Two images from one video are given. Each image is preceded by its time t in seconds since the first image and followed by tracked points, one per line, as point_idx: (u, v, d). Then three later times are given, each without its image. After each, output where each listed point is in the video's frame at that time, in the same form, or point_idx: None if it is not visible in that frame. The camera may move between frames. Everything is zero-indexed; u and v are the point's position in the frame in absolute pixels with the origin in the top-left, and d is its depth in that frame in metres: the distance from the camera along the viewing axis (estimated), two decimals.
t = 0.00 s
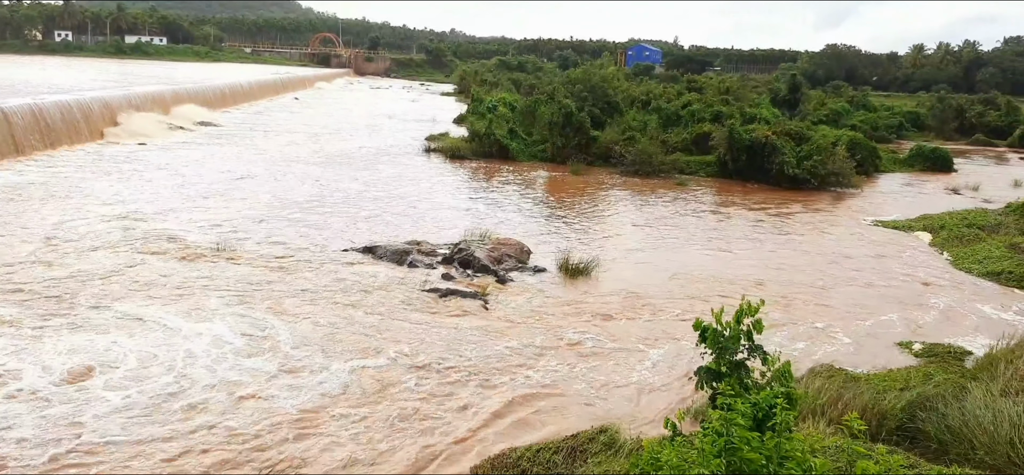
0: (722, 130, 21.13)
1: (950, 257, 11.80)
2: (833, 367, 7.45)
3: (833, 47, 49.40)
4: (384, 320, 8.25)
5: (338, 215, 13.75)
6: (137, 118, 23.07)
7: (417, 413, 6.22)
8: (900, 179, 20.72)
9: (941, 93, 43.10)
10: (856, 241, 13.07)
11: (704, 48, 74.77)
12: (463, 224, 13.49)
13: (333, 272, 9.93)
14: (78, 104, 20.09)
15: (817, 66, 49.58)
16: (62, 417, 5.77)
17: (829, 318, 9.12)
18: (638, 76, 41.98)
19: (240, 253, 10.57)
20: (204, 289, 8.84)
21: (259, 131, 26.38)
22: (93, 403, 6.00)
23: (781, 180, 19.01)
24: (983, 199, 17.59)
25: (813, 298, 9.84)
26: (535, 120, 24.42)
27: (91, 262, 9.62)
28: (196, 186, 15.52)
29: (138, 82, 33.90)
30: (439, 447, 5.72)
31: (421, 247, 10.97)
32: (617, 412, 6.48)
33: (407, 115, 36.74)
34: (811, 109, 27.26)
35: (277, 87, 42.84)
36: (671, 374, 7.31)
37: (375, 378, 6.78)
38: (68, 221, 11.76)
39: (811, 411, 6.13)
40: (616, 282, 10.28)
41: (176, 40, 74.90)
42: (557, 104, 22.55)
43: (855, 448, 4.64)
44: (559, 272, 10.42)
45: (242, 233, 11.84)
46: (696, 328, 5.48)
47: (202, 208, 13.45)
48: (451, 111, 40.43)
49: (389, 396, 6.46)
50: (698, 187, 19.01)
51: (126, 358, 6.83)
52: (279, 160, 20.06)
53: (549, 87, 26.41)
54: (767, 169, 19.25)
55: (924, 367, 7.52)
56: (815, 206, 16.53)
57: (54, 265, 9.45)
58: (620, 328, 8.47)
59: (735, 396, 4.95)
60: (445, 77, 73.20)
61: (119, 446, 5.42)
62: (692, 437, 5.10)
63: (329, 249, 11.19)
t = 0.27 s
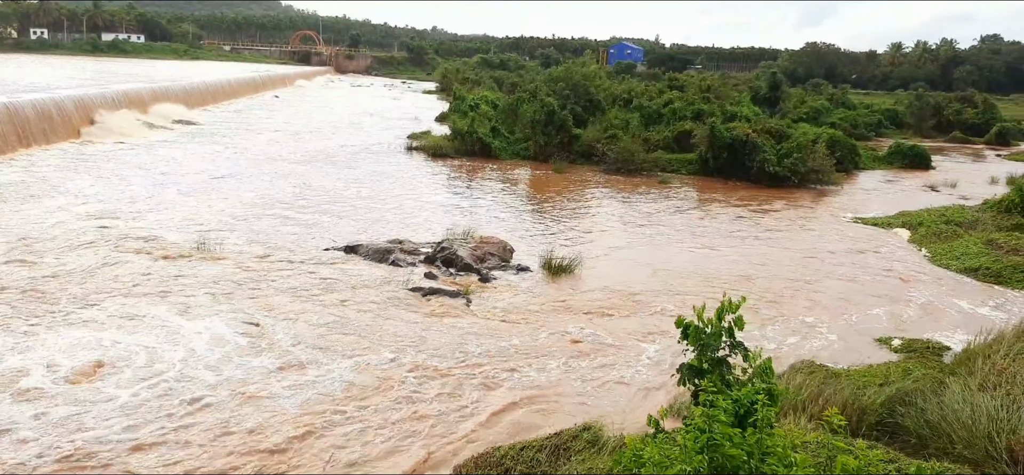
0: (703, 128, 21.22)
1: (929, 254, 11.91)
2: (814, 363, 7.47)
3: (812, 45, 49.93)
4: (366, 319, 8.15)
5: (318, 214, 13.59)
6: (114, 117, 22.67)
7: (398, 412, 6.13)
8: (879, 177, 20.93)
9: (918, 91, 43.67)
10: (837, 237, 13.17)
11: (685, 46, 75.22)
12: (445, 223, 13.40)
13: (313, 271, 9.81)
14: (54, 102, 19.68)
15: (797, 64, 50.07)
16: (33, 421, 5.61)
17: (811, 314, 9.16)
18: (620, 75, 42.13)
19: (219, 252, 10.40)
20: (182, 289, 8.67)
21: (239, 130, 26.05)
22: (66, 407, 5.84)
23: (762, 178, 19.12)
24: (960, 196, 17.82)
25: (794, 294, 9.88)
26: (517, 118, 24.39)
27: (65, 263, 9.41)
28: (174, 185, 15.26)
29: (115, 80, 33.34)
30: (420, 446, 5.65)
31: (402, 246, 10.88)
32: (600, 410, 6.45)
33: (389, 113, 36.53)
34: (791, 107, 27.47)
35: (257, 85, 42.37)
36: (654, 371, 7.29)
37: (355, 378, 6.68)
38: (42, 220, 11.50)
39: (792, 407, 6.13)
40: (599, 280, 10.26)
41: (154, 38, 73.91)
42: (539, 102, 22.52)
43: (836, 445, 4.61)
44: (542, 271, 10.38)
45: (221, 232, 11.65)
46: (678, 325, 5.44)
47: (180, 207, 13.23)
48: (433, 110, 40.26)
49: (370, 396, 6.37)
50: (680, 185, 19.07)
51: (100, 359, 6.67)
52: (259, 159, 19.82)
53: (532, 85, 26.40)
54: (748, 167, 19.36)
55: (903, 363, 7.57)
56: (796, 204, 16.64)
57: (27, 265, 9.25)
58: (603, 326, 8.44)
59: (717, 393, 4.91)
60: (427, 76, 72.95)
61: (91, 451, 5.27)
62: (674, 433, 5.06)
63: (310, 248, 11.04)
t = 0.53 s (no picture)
0: (684, 125, 21.29)
1: (908, 250, 12.04)
2: (796, 359, 7.51)
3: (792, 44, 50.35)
4: (347, 319, 8.06)
5: (299, 213, 13.43)
6: (91, 115, 22.26)
7: (380, 412, 6.06)
8: (858, 174, 21.15)
9: (896, 89, 44.21)
10: (817, 235, 13.26)
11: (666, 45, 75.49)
12: (427, 222, 13.30)
13: (294, 271, 9.68)
14: (28, 101, 19.27)
15: (777, 62, 50.46)
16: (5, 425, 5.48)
17: (793, 311, 9.20)
18: (602, 73, 42.18)
19: (198, 252, 10.23)
20: (160, 290, 8.52)
21: (218, 128, 25.71)
22: (40, 411, 5.70)
23: (743, 175, 19.22)
24: (937, 193, 18.05)
25: (775, 291, 9.93)
26: (499, 116, 24.32)
27: (39, 264, 9.21)
28: (151, 184, 15.01)
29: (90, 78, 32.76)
30: (402, 446, 5.58)
31: (385, 245, 10.78)
32: (583, 407, 6.42)
33: (370, 112, 36.28)
34: (771, 106, 27.67)
35: (236, 83, 41.86)
36: (638, 368, 7.28)
37: (336, 378, 6.60)
38: (15, 221, 11.25)
39: (774, 403, 6.14)
40: (582, 278, 10.24)
41: (131, 36, 72.78)
42: (522, 100, 22.47)
43: (817, 440, 4.62)
44: (525, 269, 10.34)
45: (200, 231, 11.47)
46: (660, 322, 5.41)
47: (158, 206, 13.00)
48: (415, 108, 40.05)
49: (351, 396, 6.28)
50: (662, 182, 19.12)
51: (76, 362, 6.53)
52: (238, 158, 19.56)
53: (514, 83, 26.33)
54: (729, 165, 19.46)
55: (883, 358, 7.63)
56: (777, 201, 16.75)
57: None
58: (586, 324, 8.42)
59: (699, 390, 4.90)
60: (408, 74, 72.55)
61: (66, 455, 5.15)
62: (657, 430, 5.03)
63: (291, 248, 10.91)
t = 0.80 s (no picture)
0: (663, 123, 21.37)
1: (883, 246, 12.18)
2: (774, 355, 7.55)
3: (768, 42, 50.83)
4: (325, 319, 7.95)
5: (276, 212, 13.24)
6: (63, 114, 21.77)
7: (358, 411, 5.97)
8: (834, 171, 21.39)
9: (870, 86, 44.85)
10: (795, 231, 13.38)
11: (644, 43, 75.83)
12: (406, 220, 13.19)
13: (271, 271, 9.53)
14: None
15: (754, 60, 50.92)
16: None
17: (772, 307, 9.26)
18: (580, 71, 42.22)
19: (172, 251, 10.03)
20: (133, 290, 8.34)
21: (193, 126, 25.31)
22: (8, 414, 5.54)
23: (721, 173, 19.34)
24: (911, 189, 18.30)
25: (754, 287, 9.99)
26: (479, 113, 24.22)
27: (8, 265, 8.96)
28: (124, 183, 14.70)
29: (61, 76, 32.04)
30: (381, 445, 5.50)
31: (363, 243, 10.67)
32: (564, 405, 6.39)
33: (348, 110, 35.97)
34: (749, 104, 27.90)
35: (211, 81, 41.25)
36: (619, 365, 7.27)
37: (314, 378, 6.50)
38: None
39: (752, 399, 6.15)
40: (562, 275, 10.21)
41: (103, 33, 71.39)
42: (501, 98, 22.39)
43: (796, 435, 4.61)
44: (505, 267, 10.28)
45: (174, 231, 11.25)
46: (640, 318, 5.37)
47: (131, 206, 12.73)
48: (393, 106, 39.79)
49: (329, 396, 6.19)
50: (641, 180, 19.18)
51: (46, 364, 6.36)
52: (214, 156, 19.25)
53: (493, 81, 26.23)
54: (707, 162, 19.58)
55: (859, 353, 7.69)
56: (755, 198, 16.88)
57: None
58: (567, 322, 8.39)
59: (679, 386, 4.87)
60: (386, 71, 72.07)
61: (35, 458, 5.00)
62: (637, 426, 5.00)
63: (268, 247, 10.75)
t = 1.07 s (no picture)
0: (645, 122, 21.42)
1: (862, 243, 12.31)
2: (756, 352, 7.58)
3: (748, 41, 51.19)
4: (306, 319, 7.86)
5: (256, 212, 13.07)
6: (37, 112, 21.33)
7: (340, 412, 5.90)
8: (814, 169, 21.59)
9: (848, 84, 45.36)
10: (775, 228, 13.47)
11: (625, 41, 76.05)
12: (387, 220, 13.08)
13: (251, 271, 9.41)
14: None
15: (734, 59, 51.27)
16: None
17: (754, 304, 9.30)
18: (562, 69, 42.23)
19: (150, 252, 9.86)
20: (110, 291, 8.19)
21: (171, 125, 24.96)
22: None
23: (702, 171, 19.43)
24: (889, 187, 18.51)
25: (736, 285, 10.03)
26: (461, 112, 24.13)
27: None
28: (100, 183, 14.43)
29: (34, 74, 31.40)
30: (363, 446, 5.44)
31: (345, 243, 10.57)
32: (548, 403, 6.37)
33: (329, 108, 35.68)
34: (729, 103, 28.08)
35: (189, 79, 40.68)
36: (602, 362, 7.26)
37: (295, 379, 6.42)
38: None
39: (733, 395, 6.17)
40: (545, 274, 10.19)
41: (77, 30, 70.13)
42: (483, 96, 22.32)
43: (777, 430, 4.62)
44: (488, 266, 10.24)
45: (152, 231, 11.06)
46: (622, 316, 5.35)
47: (108, 206, 12.50)
48: (374, 104, 39.54)
49: (310, 397, 6.11)
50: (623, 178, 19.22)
51: (21, 369, 6.22)
52: (192, 155, 18.99)
53: (475, 79, 26.14)
54: (688, 160, 19.67)
55: (839, 349, 7.75)
56: (736, 196, 16.98)
57: None
58: (550, 320, 8.36)
59: (661, 383, 4.86)
60: (367, 69, 71.58)
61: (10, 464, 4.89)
62: (620, 424, 4.98)
63: (248, 247, 10.61)
